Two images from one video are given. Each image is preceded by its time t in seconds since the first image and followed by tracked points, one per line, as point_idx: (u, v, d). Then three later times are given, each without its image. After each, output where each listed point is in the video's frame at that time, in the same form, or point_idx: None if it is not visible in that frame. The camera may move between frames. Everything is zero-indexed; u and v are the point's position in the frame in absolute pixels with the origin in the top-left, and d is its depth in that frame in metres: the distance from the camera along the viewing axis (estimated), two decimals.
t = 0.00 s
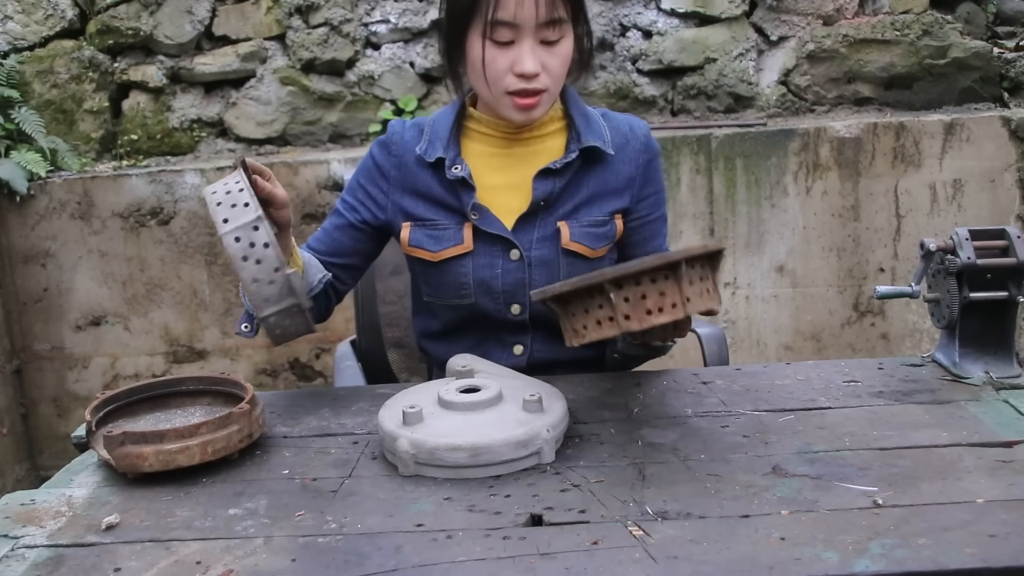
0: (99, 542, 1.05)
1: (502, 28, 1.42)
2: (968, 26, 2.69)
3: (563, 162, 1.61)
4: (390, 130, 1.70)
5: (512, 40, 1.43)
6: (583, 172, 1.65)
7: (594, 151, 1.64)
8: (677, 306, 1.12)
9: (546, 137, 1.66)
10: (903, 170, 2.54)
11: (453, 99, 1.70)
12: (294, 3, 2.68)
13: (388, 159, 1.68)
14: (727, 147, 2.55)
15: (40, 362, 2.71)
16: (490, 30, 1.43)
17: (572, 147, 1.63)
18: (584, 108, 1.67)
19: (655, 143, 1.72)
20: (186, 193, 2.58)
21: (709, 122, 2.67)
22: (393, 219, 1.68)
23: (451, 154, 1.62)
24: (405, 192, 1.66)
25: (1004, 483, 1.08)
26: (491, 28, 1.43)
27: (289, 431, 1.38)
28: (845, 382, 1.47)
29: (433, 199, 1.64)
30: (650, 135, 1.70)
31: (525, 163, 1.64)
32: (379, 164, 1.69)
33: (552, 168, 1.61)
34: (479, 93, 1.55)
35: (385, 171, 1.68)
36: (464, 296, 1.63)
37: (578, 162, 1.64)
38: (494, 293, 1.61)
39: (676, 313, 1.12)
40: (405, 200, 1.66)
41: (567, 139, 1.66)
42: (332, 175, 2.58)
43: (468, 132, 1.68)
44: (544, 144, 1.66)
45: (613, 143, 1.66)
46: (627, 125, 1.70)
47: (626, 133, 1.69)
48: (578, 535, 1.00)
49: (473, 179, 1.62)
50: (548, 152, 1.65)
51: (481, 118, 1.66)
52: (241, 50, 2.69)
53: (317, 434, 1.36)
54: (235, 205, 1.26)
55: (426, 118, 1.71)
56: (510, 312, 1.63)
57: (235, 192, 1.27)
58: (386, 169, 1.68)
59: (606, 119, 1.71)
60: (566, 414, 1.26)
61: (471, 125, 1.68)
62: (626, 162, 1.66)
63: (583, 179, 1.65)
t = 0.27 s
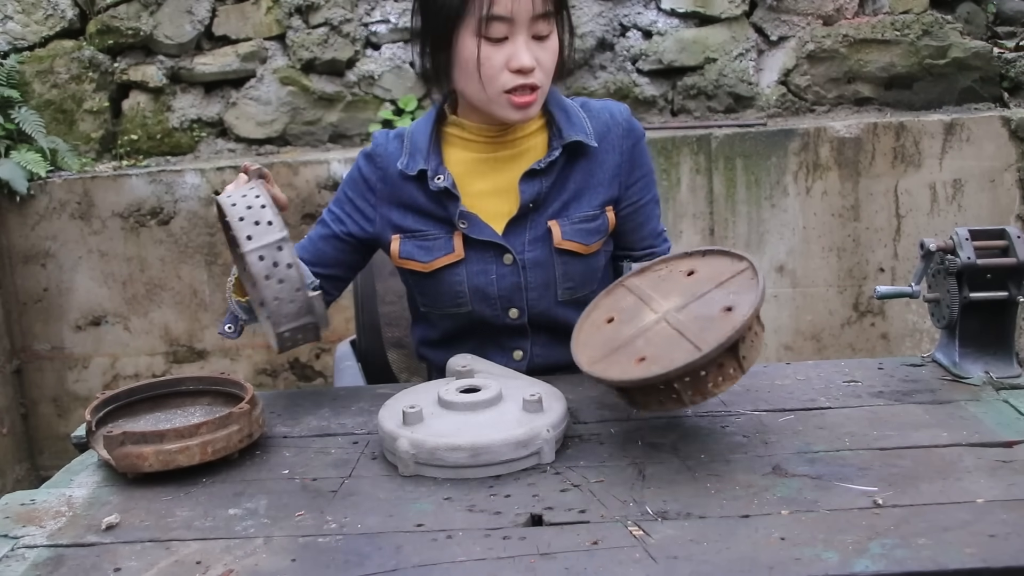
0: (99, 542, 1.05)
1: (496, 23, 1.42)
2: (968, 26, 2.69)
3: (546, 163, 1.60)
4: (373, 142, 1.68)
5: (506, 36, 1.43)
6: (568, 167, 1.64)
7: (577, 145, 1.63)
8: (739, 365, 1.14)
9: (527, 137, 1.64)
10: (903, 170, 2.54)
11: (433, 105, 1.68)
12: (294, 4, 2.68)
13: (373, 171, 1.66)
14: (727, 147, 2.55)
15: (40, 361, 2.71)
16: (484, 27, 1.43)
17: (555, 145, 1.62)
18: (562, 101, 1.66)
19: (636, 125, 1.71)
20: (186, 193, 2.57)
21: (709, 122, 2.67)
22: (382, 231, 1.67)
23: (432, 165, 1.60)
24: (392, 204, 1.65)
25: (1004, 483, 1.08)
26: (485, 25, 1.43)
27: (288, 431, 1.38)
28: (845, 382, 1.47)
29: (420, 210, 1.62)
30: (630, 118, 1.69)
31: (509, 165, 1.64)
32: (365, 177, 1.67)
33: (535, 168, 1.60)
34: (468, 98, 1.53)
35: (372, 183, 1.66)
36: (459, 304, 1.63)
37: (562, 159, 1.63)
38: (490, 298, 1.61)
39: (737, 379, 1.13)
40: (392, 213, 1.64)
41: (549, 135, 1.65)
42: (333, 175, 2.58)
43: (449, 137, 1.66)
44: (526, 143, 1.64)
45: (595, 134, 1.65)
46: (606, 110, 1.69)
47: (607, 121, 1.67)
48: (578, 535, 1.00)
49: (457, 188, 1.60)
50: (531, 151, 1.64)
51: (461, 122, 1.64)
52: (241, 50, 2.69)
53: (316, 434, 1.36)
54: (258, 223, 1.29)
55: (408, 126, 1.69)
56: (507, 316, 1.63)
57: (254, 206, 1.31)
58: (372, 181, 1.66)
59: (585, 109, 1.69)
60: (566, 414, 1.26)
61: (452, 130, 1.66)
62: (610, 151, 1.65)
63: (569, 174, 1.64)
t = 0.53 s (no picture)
0: (99, 542, 1.05)
1: (488, 29, 1.40)
2: (968, 26, 2.69)
3: (554, 164, 1.61)
4: (385, 136, 1.71)
5: (498, 40, 1.41)
6: (577, 169, 1.64)
7: (586, 147, 1.63)
8: (743, 386, 1.14)
9: (534, 137, 1.64)
10: (904, 170, 2.54)
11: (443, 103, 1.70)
12: (295, 3, 2.68)
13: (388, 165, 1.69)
14: (727, 147, 2.55)
15: (40, 362, 2.71)
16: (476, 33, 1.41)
17: (564, 146, 1.63)
18: (571, 103, 1.66)
19: (644, 128, 1.71)
20: (186, 193, 2.57)
21: (709, 122, 2.67)
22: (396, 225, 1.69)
23: (444, 162, 1.62)
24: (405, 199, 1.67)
25: (1004, 483, 1.08)
26: (475, 32, 1.41)
27: (288, 431, 1.38)
28: (845, 382, 1.47)
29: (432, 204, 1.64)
30: (639, 121, 1.69)
31: (518, 165, 1.64)
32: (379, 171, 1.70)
33: (544, 168, 1.61)
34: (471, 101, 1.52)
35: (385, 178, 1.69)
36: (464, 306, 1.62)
37: (570, 160, 1.63)
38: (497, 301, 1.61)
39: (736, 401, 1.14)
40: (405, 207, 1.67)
41: (559, 135, 1.65)
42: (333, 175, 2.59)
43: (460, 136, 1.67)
44: (534, 142, 1.65)
45: (603, 136, 1.65)
46: (614, 113, 1.69)
47: (615, 123, 1.67)
48: (578, 535, 1.00)
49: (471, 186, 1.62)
50: (540, 150, 1.64)
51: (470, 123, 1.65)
52: (241, 50, 2.69)
53: (316, 435, 1.36)
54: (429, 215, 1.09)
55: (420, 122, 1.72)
56: (512, 317, 1.62)
57: (413, 195, 1.09)
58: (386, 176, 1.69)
59: (593, 110, 1.69)
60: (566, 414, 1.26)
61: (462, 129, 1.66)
62: (618, 154, 1.65)
63: (576, 176, 1.65)
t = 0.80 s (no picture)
0: (98, 542, 1.05)
1: (513, 41, 1.31)
2: (968, 26, 2.69)
3: (577, 168, 1.57)
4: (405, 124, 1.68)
5: (523, 52, 1.32)
6: (598, 174, 1.63)
7: (609, 153, 1.62)
8: (732, 419, 1.17)
9: (555, 141, 1.60)
10: (904, 170, 2.54)
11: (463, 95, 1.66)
12: (294, 3, 2.68)
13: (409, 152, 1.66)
14: (727, 147, 2.55)
15: (40, 361, 2.71)
16: (500, 43, 1.32)
17: (585, 151, 1.60)
18: (593, 106, 1.63)
19: (663, 137, 1.71)
20: (186, 193, 2.57)
21: (709, 122, 2.67)
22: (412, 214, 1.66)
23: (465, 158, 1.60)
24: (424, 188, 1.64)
25: (1004, 483, 1.08)
26: (500, 42, 1.31)
27: (289, 431, 1.38)
28: (845, 382, 1.47)
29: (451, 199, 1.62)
30: (657, 130, 1.69)
31: (538, 167, 1.60)
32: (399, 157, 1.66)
33: (565, 173, 1.58)
34: (489, 108, 1.44)
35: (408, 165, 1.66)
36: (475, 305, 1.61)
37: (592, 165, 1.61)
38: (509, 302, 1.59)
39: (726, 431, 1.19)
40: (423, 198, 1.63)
41: (579, 139, 1.62)
42: (332, 174, 2.59)
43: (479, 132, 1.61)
44: (555, 146, 1.60)
45: (624, 143, 1.65)
46: (635, 120, 1.68)
47: (636, 131, 1.67)
48: (578, 535, 1.00)
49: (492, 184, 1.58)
50: (560, 155, 1.60)
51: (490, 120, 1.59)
52: (241, 50, 2.69)
53: (317, 434, 1.36)
54: (515, 228, 1.13)
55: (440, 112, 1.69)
56: (523, 318, 1.61)
57: (505, 204, 1.13)
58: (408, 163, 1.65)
59: (615, 115, 1.68)
60: (567, 415, 1.26)
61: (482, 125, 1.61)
62: (638, 162, 1.65)
63: (596, 181, 1.64)
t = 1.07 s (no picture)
0: (98, 542, 1.05)
1: (533, 45, 1.30)
2: (968, 26, 2.69)
3: (593, 170, 1.58)
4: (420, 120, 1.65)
5: (544, 56, 1.31)
6: (612, 176, 1.63)
7: (624, 155, 1.62)
8: (733, 420, 1.17)
9: (572, 141, 1.60)
10: (904, 170, 2.54)
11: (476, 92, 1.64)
12: (294, 3, 2.68)
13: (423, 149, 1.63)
14: (727, 147, 2.55)
15: (40, 361, 2.71)
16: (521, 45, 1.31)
17: (601, 153, 1.59)
18: (608, 108, 1.62)
19: (676, 142, 1.71)
20: (186, 193, 2.58)
21: (709, 122, 2.67)
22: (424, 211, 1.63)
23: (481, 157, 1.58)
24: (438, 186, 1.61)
25: (1004, 483, 1.08)
26: (521, 44, 1.31)
27: (289, 431, 1.38)
28: (845, 382, 1.47)
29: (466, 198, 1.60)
30: (671, 135, 1.69)
31: (552, 168, 1.60)
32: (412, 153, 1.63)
33: (582, 175, 1.58)
34: (507, 105, 1.43)
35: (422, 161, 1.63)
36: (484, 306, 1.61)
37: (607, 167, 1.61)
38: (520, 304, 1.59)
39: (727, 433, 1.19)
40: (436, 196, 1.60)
41: (594, 141, 1.61)
42: (333, 174, 2.59)
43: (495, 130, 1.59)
44: (571, 147, 1.60)
45: (638, 146, 1.64)
46: (649, 124, 1.68)
47: (650, 135, 1.66)
48: (578, 535, 1.00)
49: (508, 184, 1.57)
50: (575, 156, 1.60)
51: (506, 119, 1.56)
52: (241, 50, 2.69)
53: (317, 434, 1.36)
54: (545, 207, 1.11)
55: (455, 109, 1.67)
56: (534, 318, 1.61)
57: (535, 183, 1.12)
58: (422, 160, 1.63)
59: (629, 119, 1.67)
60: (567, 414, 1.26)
61: (497, 123, 1.58)
62: (652, 165, 1.65)
63: (609, 184, 1.63)
